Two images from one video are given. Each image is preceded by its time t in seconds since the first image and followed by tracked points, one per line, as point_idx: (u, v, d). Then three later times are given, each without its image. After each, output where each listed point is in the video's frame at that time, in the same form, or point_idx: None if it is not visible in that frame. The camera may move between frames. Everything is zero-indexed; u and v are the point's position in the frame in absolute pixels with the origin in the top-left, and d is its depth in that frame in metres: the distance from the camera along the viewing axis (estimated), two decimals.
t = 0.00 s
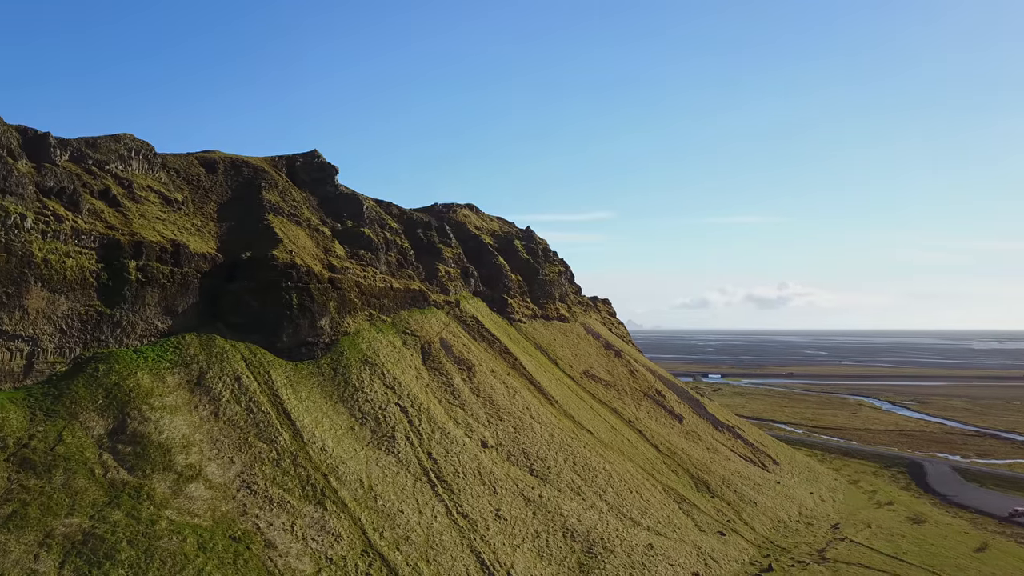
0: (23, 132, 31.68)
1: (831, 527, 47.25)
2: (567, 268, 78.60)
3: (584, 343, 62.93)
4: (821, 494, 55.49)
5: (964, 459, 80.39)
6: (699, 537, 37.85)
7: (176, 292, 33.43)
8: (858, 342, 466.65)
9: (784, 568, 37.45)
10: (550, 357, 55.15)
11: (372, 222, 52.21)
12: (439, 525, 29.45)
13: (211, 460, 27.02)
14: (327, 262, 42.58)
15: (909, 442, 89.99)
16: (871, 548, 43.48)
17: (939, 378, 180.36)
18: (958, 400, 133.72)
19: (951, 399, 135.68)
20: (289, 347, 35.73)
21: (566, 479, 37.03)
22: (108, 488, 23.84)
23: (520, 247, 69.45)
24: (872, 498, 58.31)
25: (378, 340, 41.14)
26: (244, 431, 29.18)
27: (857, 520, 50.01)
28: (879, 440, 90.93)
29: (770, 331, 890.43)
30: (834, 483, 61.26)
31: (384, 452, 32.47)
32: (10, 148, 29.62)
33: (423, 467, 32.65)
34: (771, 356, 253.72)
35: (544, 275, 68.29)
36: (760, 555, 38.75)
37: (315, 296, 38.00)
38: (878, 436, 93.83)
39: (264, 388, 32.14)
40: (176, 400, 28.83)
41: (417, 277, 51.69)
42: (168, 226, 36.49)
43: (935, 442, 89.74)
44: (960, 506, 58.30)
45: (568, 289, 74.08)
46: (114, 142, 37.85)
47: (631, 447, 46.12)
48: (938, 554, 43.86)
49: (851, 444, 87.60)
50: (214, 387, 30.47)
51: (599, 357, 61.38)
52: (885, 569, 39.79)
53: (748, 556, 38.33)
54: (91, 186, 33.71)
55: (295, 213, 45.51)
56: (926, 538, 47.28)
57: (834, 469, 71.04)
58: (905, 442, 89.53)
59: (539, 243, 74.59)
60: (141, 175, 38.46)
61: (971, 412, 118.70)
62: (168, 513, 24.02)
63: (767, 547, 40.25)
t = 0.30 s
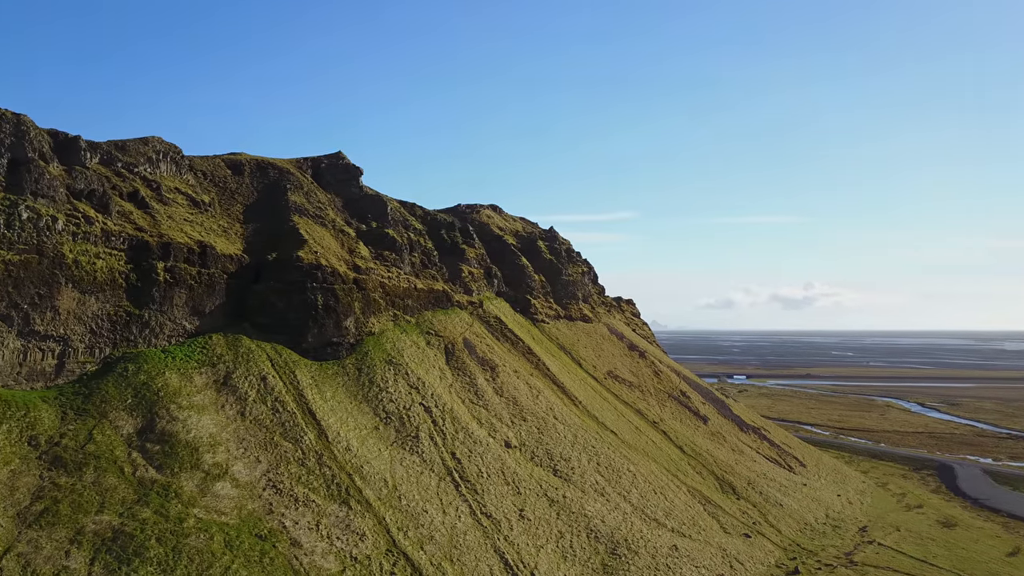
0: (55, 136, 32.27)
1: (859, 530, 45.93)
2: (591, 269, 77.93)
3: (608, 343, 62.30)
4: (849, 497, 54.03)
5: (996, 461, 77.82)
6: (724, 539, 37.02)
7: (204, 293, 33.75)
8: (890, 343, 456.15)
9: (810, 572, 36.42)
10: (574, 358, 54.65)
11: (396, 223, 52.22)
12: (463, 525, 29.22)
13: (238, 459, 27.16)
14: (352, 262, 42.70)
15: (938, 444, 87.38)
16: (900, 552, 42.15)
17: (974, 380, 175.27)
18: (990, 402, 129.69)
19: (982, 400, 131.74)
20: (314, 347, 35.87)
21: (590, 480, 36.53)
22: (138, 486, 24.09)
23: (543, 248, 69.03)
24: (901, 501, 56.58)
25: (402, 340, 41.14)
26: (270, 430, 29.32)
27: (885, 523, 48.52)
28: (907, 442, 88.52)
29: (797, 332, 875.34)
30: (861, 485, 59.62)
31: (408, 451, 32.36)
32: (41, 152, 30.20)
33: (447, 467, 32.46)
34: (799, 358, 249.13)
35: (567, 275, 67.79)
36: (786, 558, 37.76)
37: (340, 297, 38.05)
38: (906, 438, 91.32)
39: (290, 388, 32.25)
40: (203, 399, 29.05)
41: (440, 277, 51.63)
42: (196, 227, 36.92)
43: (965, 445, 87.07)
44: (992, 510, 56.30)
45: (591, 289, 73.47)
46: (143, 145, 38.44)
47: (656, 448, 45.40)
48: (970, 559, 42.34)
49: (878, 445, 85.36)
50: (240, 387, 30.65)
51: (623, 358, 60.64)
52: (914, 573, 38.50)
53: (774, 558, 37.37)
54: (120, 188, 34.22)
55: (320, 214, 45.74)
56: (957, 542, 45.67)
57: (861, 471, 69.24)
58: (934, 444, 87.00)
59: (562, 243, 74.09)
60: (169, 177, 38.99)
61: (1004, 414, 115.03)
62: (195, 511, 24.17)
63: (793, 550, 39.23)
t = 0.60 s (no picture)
0: (86, 139, 32.86)
1: (888, 533, 44.56)
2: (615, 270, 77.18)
3: (632, 344, 61.57)
4: (877, 499, 52.51)
5: None
6: (751, 541, 36.10)
7: (231, 294, 34.02)
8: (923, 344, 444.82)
9: None
10: (598, 358, 54.08)
11: (420, 224, 52.18)
12: (488, 525, 28.93)
13: (264, 458, 27.28)
14: (377, 263, 42.78)
15: (969, 446, 84.72)
16: (930, 555, 40.77)
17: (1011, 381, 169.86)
18: None
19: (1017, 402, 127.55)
20: (339, 347, 35.99)
21: (614, 481, 35.96)
22: (166, 484, 24.32)
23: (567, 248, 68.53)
24: (931, 504, 54.78)
25: (427, 340, 41.10)
26: (295, 430, 29.40)
27: (915, 527, 46.99)
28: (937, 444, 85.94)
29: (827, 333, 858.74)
30: (890, 488, 57.91)
31: (432, 451, 32.22)
32: (72, 155, 30.76)
33: (471, 467, 32.22)
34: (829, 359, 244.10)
35: (591, 276, 67.22)
36: (814, 561, 36.71)
37: (366, 297, 38.05)
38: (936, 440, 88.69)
39: (316, 388, 32.30)
40: (230, 399, 29.27)
41: (464, 278, 51.50)
42: (222, 228, 37.32)
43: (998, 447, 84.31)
44: None
45: (615, 289, 72.76)
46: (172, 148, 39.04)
47: (681, 450, 44.60)
48: (1004, 563, 40.78)
49: (907, 448, 83.01)
50: (267, 386, 30.79)
51: (648, 358, 59.82)
52: None
53: (801, 561, 36.33)
54: (149, 190, 34.71)
55: (345, 216, 45.95)
56: (991, 546, 44.01)
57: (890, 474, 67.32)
58: (965, 447, 84.37)
59: (585, 243, 73.53)
60: (196, 179, 39.50)
61: None
62: (223, 509, 24.31)
63: (821, 553, 38.15)
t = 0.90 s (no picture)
0: (117, 142, 33.44)
1: (919, 536, 43.09)
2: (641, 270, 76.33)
3: (658, 345, 60.73)
4: (908, 503, 50.89)
5: None
6: (779, 544, 35.09)
7: (258, 295, 34.29)
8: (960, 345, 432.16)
9: None
10: (623, 359, 53.42)
11: (445, 224, 52.14)
12: (513, 525, 28.62)
13: (291, 457, 27.38)
14: (402, 264, 42.81)
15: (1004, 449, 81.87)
16: (963, 560, 39.32)
17: None
18: None
19: None
20: (365, 347, 36.07)
21: (640, 482, 35.29)
22: (195, 482, 24.54)
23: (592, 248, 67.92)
24: (964, 508, 52.88)
25: (452, 340, 41.02)
26: (322, 429, 29.48)
27: (947, 531, 45.36)
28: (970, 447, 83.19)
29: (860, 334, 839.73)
30: (922, 491, 56.09)
31: (457, 451, 32.03)
32: (104, 158, 31.33)
33: (496, 467, 31.95)
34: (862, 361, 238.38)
35: (617, 276, 66.56)
36: (843, 565, 35.56)
37: (391, 298, 38.08)
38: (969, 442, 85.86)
39: (342, 387, 32.35)
40: (258, 398, 29.46)
41: (489, 278, 51.34)
42: (250, 229, 37.71)
43: None
44: None
45: (641, 290, 71.89)
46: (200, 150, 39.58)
47: (707, 451, 43.72)
48: None
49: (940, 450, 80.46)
50: (294, 386, 30.94)
51: (674, 359, 58.91)
52: None
53: (830, 565, 35.21)
54: (179, 193, 35.18)
55: (371, 217, 46.13)
56: None
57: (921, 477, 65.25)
58: (999, 449, 81.58)
59: (610, 243, 72.84)
60: (224, 182, 39.97)
61: None
62: (251, 507, 24.46)
63: (850, 556, 36.99)
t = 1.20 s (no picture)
0: (148, 145, 33.96)
1: (952, 540, 41.49)
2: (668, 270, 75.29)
3: (685, 345, 59.84)
4: (940, 506, 49.13)
5: None
6: (807, 547, 33.91)
7: (286, 295, 34.50)
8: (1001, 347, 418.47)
9: None
10: (650, 360, 52.67)
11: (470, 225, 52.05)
12: (538, 526, 28.24)
13: (318, 456, 27.42)
14: (427, 264, 42.77)
15: None
16: (997, 565, 37.76)
17: None
18: None
19: None
20: (391, 347, 36.09)
21: (666, 483, 34.39)
22: (224, 481, 24.75)
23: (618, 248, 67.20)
24: (999, 512, 50.84)
25: (477, 340, 40.86)
26: (348, 429, 29.48)
27: (982, 535, 43.59)
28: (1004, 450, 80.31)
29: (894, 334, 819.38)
30: (954, 495, 54.13)
31: (483, 451, 31.72)
32: (134, 160, 31.83)
33: (521, 467, 31.57)
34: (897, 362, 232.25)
35: (643, 276, 65.75)
36: (874, 570, 34.23)
37: (417, 298, 38.01)
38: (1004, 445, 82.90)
39: (368, 387, 32.35)
40: (285, 398, 29.59)
41: (514, 279, 51.09)
42: (278, 230, 38.05)
43: None
44: None
45: (667, 290, 70.93)
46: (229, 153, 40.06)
47: (734, 452, 42.74)
48: None
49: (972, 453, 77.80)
50: (320, 386, 31.02)
51: (700, 360, 57.94)
52: None
53: (860, 569, 33.90)
54: (208, 195, 35.61)
55: (396, 218, 46.24)
56: None
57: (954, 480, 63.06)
58: None
59: (636, 243, 72.05)
60: (253, 184, 40.40)
61: None
62: (279, 506, 24.58)
63: (880, 560, 35.68)
